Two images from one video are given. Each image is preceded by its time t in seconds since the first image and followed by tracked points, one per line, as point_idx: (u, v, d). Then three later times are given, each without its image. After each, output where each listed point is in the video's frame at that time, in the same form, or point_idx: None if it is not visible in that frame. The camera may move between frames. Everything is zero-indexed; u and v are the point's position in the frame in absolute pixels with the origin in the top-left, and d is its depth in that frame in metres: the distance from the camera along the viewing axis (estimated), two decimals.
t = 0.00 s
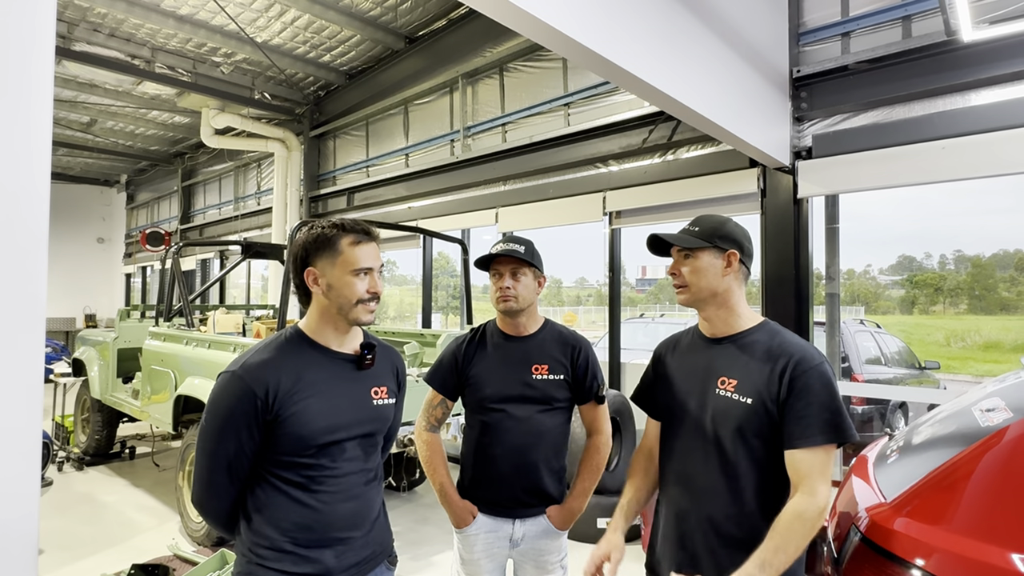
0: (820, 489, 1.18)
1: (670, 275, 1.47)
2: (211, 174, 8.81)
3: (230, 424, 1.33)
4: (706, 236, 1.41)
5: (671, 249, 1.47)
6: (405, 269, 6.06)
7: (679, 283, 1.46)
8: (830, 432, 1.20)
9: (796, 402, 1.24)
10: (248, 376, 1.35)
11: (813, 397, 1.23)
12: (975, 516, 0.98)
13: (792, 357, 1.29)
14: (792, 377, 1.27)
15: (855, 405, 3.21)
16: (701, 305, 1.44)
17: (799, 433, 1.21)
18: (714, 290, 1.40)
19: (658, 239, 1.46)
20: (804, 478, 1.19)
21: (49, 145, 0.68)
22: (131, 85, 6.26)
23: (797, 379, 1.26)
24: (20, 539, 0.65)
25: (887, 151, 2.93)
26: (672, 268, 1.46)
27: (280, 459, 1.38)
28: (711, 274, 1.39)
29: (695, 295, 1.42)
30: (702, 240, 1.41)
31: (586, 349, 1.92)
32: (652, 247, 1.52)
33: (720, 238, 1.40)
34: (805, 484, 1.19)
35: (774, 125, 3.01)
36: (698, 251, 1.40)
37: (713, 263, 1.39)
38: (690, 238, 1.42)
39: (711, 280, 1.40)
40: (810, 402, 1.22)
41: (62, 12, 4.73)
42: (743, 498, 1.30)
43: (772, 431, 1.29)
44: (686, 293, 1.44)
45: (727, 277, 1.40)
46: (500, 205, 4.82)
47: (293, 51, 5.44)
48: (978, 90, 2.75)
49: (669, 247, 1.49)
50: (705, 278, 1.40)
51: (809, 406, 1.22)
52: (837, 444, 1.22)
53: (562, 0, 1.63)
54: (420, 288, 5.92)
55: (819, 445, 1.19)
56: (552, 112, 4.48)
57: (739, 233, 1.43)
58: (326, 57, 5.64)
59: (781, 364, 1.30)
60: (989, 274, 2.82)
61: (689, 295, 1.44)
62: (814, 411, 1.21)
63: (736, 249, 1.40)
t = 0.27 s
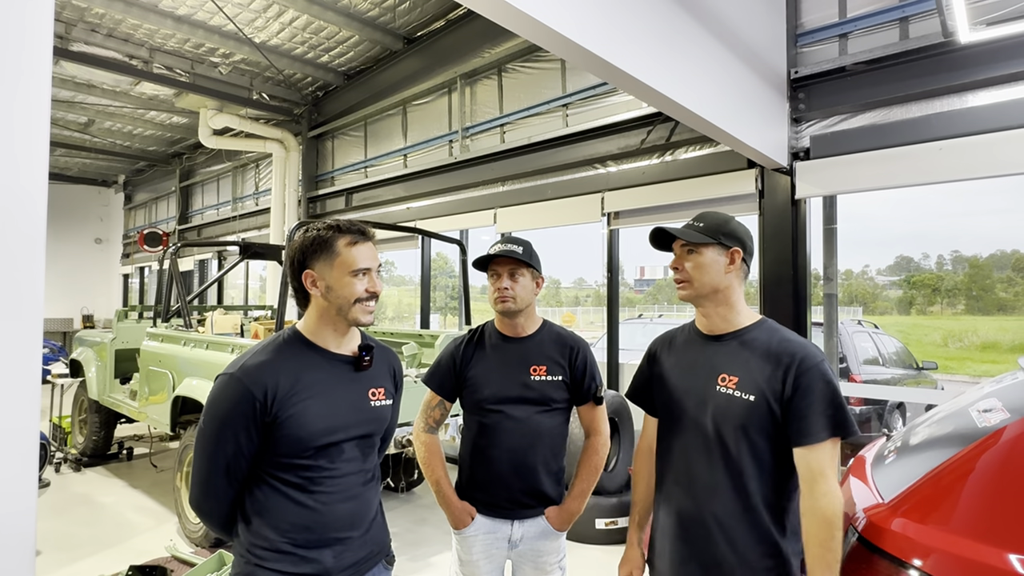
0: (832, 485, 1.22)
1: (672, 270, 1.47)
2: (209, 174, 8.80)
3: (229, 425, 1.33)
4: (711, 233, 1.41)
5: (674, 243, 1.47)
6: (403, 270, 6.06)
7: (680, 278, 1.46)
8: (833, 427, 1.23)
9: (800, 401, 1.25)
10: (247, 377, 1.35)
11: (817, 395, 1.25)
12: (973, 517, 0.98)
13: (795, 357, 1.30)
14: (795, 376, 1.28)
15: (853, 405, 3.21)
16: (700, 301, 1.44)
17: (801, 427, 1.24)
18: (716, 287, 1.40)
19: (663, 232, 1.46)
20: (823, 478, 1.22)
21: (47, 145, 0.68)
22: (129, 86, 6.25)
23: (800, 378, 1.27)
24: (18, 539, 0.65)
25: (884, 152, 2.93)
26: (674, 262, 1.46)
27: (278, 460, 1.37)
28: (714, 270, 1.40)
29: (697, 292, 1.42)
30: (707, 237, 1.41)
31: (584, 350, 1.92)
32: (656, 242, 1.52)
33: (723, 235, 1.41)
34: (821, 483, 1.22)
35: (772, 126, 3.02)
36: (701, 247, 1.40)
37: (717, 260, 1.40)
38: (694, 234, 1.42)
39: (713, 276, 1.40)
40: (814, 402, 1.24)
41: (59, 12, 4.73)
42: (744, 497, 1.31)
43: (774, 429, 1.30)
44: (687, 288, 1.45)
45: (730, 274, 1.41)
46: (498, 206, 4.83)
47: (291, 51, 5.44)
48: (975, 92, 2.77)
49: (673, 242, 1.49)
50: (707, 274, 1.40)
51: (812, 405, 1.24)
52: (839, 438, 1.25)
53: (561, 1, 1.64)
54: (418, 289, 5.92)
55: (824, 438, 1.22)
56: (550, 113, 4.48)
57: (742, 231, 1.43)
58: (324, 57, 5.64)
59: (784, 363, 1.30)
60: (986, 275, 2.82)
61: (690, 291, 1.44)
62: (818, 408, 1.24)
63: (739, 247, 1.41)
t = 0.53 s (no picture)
0: (843, 484, 1.18)
1: (671, 271, 1.47)
2: (208, 175, 8.79)
3: (226, 427, 1.33)
4: (709, 235, 1.41)
5: (673, 244, 1.47)
6: (402, 270, 6.06)
7: (678, 279, 1.46)
8: (833, 426, 1.21)
9: (798, 401, 1.25)
10: (244, 379, 1.35)
11: (815, 396, 1.25)
12: (970, 517, 0.98)
13: (794, 357, 1.30)
14: (793, 377, 1.28)
15: (850, 406, 3.22)
16: (698, 302, 1.44)
17: (805, 427, 1.22)
18: (714, 288, 1.41)
19: (662, 233, 1.47)
20: (829, 476, 1.18)
21: (45, 147, 0.68)
22: (127, 86, 6.24)
23: (799, 378, 1.27)
24: (16, 541, 0.65)
25: (882, 153, 2.94)
26: (673, 263, 1.47)
27: (276, 461, 1.37)
28: (712, 272, 1.40)
29: (696, 293, 1.43)
30: (705, 238, 1.41)
31: (582, 351, 1.93)
32: (653, 243, 1.52)
33: (722, 237, 1.41)
34: (830, 482, 1.18)
35: (770, 127, 3.02)
36: (700, 248, 1.41)
37: (715, 261, 1.40)
38: (693, 236, 1.42)
39: (711, 277, 1.40)
40: (812, 401, 1.24)
41: (57, 13, 4.72)
42: (743, 497, 1.31)
43: (773, 430, 1.30)
44: (685, 289, 1.45)
45: (728, 275, 1.41)
46: (497, 206, 4.83)
47: (290, 52, 5.44)
48: (972, 93, 2.78)
49: (671, 243, 1.49)
50: (706, 276, 1.40)
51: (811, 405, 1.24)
52: (840, 438, 1.23)
53: (559, 3, 1.64)
54: (417, 290, 5.92)
55: (825, 438, 1.20)
56: (548, 114, 4.48)
57: (740, 234, 1.44)
58: (323, 58, 5.64)
59: (783, 364, 1.31)
60: (983, 275, 2.83)
61: (689, 292, 1.44)
62: (818, 408, 1.22)
63: (737, 249, 1.41)
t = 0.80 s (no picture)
0: (813, 486, 1.21)
1: (672, 273, 1.47)
2: (208, 176, 8.80)
3: (226, 427, 1.33)
4: (711, 237, 1.41)
5: (673, 247, 1.47)
6: (402, 271, 6.06)
7: (680, 281, 1.46)
8: (826, 429, 1.23)
9: (797, 401, 1.26)
10: (244, 379, 1.35)
11: (814, 395, 1.25)
12: (970, 517, 0.98)
13: (793, 357, 1.30)
14: (792, 376, 1.28)
15: (850, 406, 3.22)
16: (700, 304, 1.44)
17: (795, 428, 1.24)
18: (715, 289, 1.41)
19: (661, 237, 1.46)
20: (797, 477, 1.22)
21: (46, 147, 0.68)
22: (127, 87, 6.24)
23: (797, 378, 1.27)
24: (17, 541, 0.65)
25: (881, 154, 2.94)
26: (674, 266, 1.47)
27: (275, 461, 1.37)
28: (714, 273, 1.40)
29: (697, 295, 1.43)
30: (706, 240, 1.41)
31: (582, 352, 1.93)
32: (653, 246, 1.52)
33: (723, 239, 1.41)
34: (800, 482, 1.22)
35: (769, 128, 3.02)
36: (701, 250, 1.41)
37: (716, 263, 1.40)
38: (694, 238, 1.42)
39: (713, 279, 1.40)
40: (811, 401, 1.24)
41: (57, 14, 4.72)
42: (743, 496, 1.31)
43: (773, 430, 1.30)
44: (686, 291, 1.45)
45: (729, 277, 1.41)
46: (497, 207, 4.83)
47: (290, 53, 5.45)
48: (971, 94, 2.78)
49: (672, 245, 1.49)
50: (707, 277, 1.40)
51: (810, 404, 1.24)
52: (833, 440, 1.24)
53: (559, 4, 1.64)
54: (417, 290, 5.92)
55: (816, 440, 1.22)
56: (548, 115, 4.49)
57: (740, 236, 1.44)
58: (323, 59, 5.65)
59: (783, 364, 1.31)
60: (983, 276, 2.83)
61: (690, 294, 1.44)
62: (813, 409, 1.24)
63: (738, 251, 1.42)
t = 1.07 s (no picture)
0: (824, 485, 1.20)
1: (678, 274, 1.47)
2: (209, 177, 8.81)
3: (227, 428, 1.33)
4: (716, 239, 1.41)
5: (679, 248, 1.47)
6: (403, 272, 6.07)
7: (685, 283, 1.46)
8: (830, 428, 1.22)
9: (800, 401, 1.26)
10: (246, 379, 1.36)
11: (816, 396, 1.25)
12: (971, 519, 0.98)
13: (794, 358, 1.31)
14: (794, 377, 1.28)
15: (852, 407, 3.22)
16: (705, 306, 1.44)
17: (804, 427, 1.24)
18: (721, 292, 1.41)
19: (668, 236, 1.46)
20: (807, 476, 1.21)
21: (47, 149, 0.68)
22: (129, 88, 6.26)
23: (799, 379, 1.27)
24: (19, 541, 0.65)
25: (883, 155, 2.94)
26: (679, 267, 1.46)
27: (277, 462, 1.38)
28: (720, 275, 1.40)
29: (702, 297, 1.42)
30: (713, 242, 1.41)
31: (583, 353, 1.93)
32: (661, 246, 1.52)
33: (729, 241, 1.41)
34: (809, 481, 1.22)
35: (770, 128, 3.02)
36: (707, 252, 1.40)
37: (722, 265, 1.40)
38: (699, 239, 1.42)
39: (719, 281, 1.40)
40: (814, 401, 1.24)
41: (60, 15, 4.74)
42: (745, 497, 1.31)
43: (776, 431, 1.30)
44: (691, 293, 1.44)
45: (734, 279, 1.41)
46: (498, 208, 4.83)
47: (291, 54, 5.46)
48: (973, 95, 2.78)
49: (676, 246, 1.49)
50: (714, 279, 1.40)
51: (812, 405, 1.24)
52: (839, 439, 1.24)
53: (560, 6, 1.65)
54: (418, 291, 5.93)
55: (823, 439, 1.22)
56: (549, 116, 4.49)
57: (744, 238, 1.45)
58: (324, 60, 5.65)
59: (784, 365, 1.31)
60: (985, 277, 2.83)
61: (696, 296, 1.44)
62: (817, 409, 1.24)
63: (743, 253, 1.42)
